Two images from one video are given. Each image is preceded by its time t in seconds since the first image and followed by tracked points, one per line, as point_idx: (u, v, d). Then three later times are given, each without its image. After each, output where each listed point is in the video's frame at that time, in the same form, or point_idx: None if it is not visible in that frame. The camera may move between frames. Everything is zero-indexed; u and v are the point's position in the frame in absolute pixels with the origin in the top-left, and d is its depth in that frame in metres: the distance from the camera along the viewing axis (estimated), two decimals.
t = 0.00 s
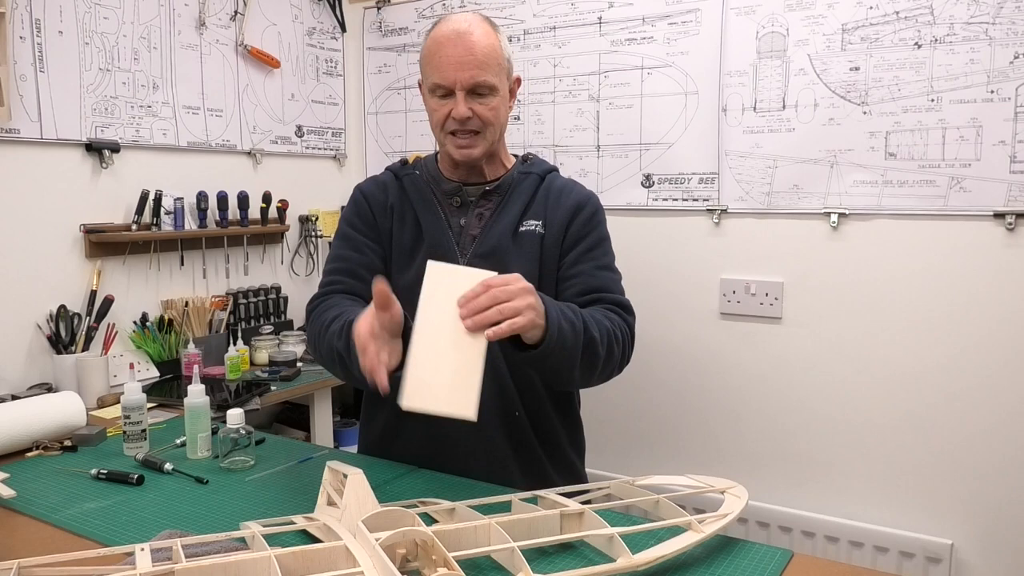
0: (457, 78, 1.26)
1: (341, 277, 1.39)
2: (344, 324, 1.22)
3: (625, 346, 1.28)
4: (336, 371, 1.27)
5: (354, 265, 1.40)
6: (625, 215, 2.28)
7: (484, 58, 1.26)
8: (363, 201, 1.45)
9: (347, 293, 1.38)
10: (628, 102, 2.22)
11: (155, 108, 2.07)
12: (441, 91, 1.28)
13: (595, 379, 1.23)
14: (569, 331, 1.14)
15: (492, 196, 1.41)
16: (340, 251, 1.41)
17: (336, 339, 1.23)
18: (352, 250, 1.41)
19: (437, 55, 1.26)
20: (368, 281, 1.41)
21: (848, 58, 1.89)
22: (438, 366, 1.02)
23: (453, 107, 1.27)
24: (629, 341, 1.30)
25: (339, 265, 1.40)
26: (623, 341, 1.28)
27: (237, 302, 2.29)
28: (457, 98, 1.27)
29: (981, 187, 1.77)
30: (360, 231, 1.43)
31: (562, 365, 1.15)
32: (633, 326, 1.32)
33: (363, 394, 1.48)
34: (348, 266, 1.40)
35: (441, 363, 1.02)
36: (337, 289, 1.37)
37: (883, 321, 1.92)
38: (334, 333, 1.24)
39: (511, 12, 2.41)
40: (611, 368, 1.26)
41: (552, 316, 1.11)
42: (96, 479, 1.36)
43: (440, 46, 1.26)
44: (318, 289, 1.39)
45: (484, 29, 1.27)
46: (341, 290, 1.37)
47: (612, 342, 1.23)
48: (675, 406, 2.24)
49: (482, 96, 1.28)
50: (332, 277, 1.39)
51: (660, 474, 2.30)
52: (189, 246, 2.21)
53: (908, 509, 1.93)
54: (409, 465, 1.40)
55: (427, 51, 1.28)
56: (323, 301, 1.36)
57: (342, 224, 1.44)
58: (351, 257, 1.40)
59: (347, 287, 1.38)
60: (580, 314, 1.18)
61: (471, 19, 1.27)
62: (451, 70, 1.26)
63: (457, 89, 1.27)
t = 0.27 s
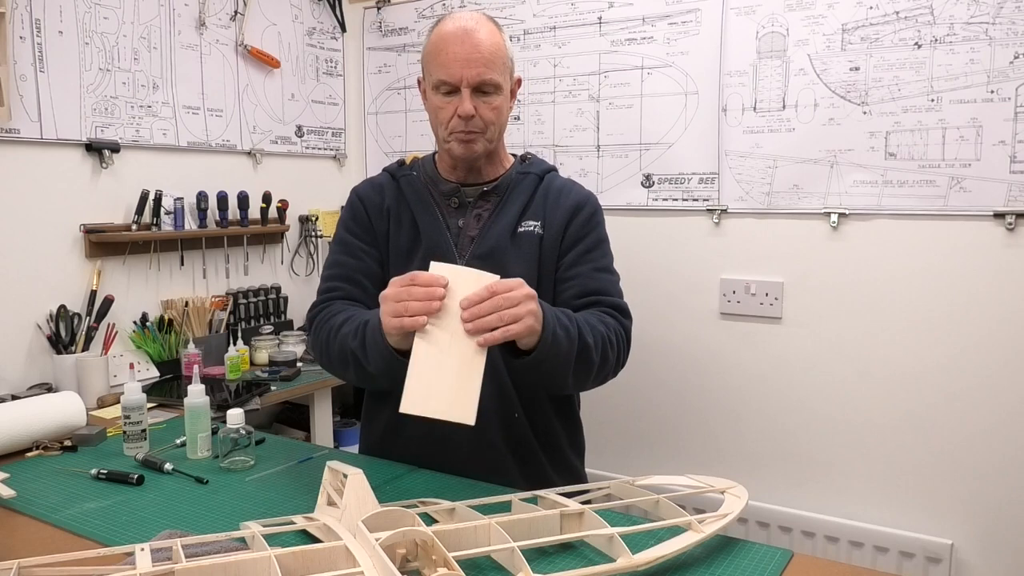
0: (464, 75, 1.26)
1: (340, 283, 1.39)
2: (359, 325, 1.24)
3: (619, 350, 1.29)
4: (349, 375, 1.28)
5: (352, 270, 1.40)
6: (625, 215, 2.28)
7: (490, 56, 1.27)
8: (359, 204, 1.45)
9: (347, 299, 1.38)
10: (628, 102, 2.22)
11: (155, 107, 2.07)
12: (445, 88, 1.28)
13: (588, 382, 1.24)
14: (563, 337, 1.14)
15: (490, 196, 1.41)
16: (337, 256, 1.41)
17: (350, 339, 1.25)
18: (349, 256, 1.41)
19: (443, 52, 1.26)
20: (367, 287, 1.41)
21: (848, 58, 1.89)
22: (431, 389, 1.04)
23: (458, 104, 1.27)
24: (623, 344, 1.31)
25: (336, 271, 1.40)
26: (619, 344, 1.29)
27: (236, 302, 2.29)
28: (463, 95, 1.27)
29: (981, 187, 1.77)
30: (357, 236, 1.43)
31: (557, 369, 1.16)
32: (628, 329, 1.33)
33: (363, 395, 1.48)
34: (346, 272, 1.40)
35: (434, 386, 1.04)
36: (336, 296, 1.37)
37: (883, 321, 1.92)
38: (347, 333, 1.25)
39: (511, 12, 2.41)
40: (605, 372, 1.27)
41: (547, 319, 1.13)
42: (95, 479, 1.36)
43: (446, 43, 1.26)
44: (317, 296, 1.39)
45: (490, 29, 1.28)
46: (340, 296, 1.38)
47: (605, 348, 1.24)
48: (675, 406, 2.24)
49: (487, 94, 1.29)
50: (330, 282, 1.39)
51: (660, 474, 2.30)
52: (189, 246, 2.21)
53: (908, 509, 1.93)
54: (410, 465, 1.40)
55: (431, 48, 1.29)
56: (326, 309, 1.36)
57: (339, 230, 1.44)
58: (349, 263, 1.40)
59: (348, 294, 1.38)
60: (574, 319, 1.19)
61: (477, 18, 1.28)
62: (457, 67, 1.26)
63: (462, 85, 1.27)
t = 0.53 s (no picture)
0: (464, 74, 1.26)
1: (340, 284, 1.39)
2: (359, 329, 1.24)
3: (620, 350, 1.29)
4: (350, 379, 1.28)
5: (352, 272, 1.40)
6: (625, 215, 2.28)
7: (491, 56, 1.27)
8: (359, 204, 1.45)
9: (348, 301, 1.38)
10: (628, 102, 2.22)
11: (155, 108, 2.07)
12: (445, 87, 1.28)
13: (588, 380, 1.24)
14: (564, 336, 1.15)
15: (490, 196, 1.41)
16: (337, 257, 1.41)
17: (351, 344, 1.24)
18: (349, 256, 1.41)
19: (443, 51, 1.27)
20: (367, 288, 1.42)
21: (848, 58, 1.89)
22: (440, 389, 1.02)
23: (458, 103, 1.28)
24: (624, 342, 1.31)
25: (336, 272, 1.40)
26: (619, 343, 1.29)
27: (236, 302, 2.29)
28: (463, 93, 1.27)
29: (981, 187, 1.77)
30: (357, 236, 1.43)
31: (557, 366, 1.16)
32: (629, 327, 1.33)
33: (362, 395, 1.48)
34: (347, 273, 1.40)
35: (443, 385, 1.02)
36: (336, 298, 1.38)
37: (883, 322, 1.92)
38: (348, 337, 1.25)
39: (511, 12, 2.41)
40: (605, 371, 1.27)
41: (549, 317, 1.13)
42: (96, 479, 1.36)
43: (447, 41, 1.26)
44: (317, 298, 1.39)
45: (491, 28, 1.28)
46: (341, 298, 1.38)
47: (606, 346, 1.24)
48: (675, 406, 2.24)
49: (487, 94, 1.29)
50: (329, 284, 1.39)
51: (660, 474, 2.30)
52: (189, 246, 2.21)
53: (908, 509, 1.93)
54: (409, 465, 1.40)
55: (433, 46, 1.29)
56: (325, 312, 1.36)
57: (339, 231, 1.44)
58: (349, 265, 1.40)
59: (348, 295, 1.39)
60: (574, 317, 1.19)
61: (479, 17, 1.28)
62: (458, 65, 1.26)
63: (462, 85, 1.27)
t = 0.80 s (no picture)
0: (467, 75, 1.26)
1: (334, 282, 1.39)
2: (348, 322, 1.24)
3: (621, 353, 1.29)
4: (340, 372, 1.29)
5: (347, 269, 1.40)
6: (625, 215, 2.28)
7: (494, 57, 1.27)
8: (356, 202, 1.45)
9: (341, 298, 1.39)
10: (628, 102, 2.22)
11: (155, 108, 2.07)
12: (449, 88, 1.28)
13: (590, 385, 1.25)
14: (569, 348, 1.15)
15: (490, 195, 1.41)
16: (333, 255, 1.41)
17: (340, 335, 1.25)
18: (344, 255, 1.41)
19: (447, 52, 1.27)
20: (362, 286, 1.42)
21: (848, 58, 1.89)
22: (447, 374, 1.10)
23: (462, 104, 1.28)
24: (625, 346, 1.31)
25: (331, 270, 1.40)
26: (620, 346, 1.29)
27: (236, 302, 2.29)
28: (466, 95, 1.27)
29: (981, 187, 1.77)
30: (353, 234, 1.44)
31: (561, 376, 1.17)
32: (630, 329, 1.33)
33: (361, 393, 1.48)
34: (342, 271, 1.40)
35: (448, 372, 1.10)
36: (331, 295, 1.38)
37: (883, 322, 1.92)
38: (337, 330, 1.26)
39: (511, 12, 2.41)
40: (606, 375, 1.28)
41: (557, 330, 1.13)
42: (96, 479, 1.36)
43: (450, 43, 1.27)
44: (311, 295, 1.40)
45: (494, 29, 1.29)
46: (334, 295, 1.38)
47: (609, 352, 1.25)
48: (675, 406, 2.24)
49: (490, 95, 1.29)
50: (324, 281, 1.39)
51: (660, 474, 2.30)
52: (189, 246, 2.21)
53: (908, 509, 1.93)
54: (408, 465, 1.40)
55: (434, 47, 1.29)
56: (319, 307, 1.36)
57: (336, 228, 1.44)
58: (345, 262, 1.41)
59: (343, 293, 1.39)
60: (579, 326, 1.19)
61: (481, 18, 1.28)
62: (461, 67, 1.26)
63: (466, 86, 1.27)
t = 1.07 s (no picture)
0: (471, 79, 1.26)
1: (331, 277, 1.39)
2: (338, 323, 1.24)
3: (618, 357, 1.28)
4: (333, 373, 1.28)
5: (344, 266, 1.40)
6: (625, 215, 2.28)
7: (497, 60, 1.27)
8: (357, 199, 1.45)
9: (336, 294, 1.38)
10: (628, 102, 2.22)
11: (155, 107, 2.07)
12: (452, 92, 1.28)
13: (585, 388, 1.24)
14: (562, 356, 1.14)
15: (490, 194, 1.41)
16: (331, 251, 1.41)
17: (331, 338, 1.25)
18: (342, 251, 1.41)
19: (450, 55, 1.26)
20: (359, 284, 1.42)
21: (848, 58, 1.89)
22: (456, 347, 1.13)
23: (465, 108, 1.28)
24: (622, 352, 1.30)
25: (329, 266, 1.40)
26: (617, 350, 1.28)
27: (236, 302, 2.29)
28: (470, 99, 1.27)
29: (982, 187, 1.77)
30: (352, 231, 1.43)
31: (553, 377, 1.16)
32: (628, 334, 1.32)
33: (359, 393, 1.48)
34: (339, 267, 1.39)
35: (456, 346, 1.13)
36: (328, 291, 1.37)
37: (883, 322, 1.92)
38: (330, 330, 1.25)
39: (511, 12, 2.41)
40: (602, 378, 1.27)
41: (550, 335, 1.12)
42: (96, 479, 1.36)
43: (453, 46, 1.26)
44: (307, 290, 1.39)
45: (496, 31, 1.28)
46: (329, 290, 1.37)
47: (603, 359, 1.24)
48: (675, 406, 2.24)
49: (494, 98, 1.29)
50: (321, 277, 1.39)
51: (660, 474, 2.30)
52: (189, 246, 2.21)
53: (908, 509, 1.93)
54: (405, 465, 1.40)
55: (437, 49, 1.28)
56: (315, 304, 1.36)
57: (335, 225, 1.44)
58: (342, 259, 1.40)
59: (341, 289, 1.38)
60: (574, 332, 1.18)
61: (484, 20, 1.27)
62: (465, 71, 1.26)
63: (469, 90, 1.27)
